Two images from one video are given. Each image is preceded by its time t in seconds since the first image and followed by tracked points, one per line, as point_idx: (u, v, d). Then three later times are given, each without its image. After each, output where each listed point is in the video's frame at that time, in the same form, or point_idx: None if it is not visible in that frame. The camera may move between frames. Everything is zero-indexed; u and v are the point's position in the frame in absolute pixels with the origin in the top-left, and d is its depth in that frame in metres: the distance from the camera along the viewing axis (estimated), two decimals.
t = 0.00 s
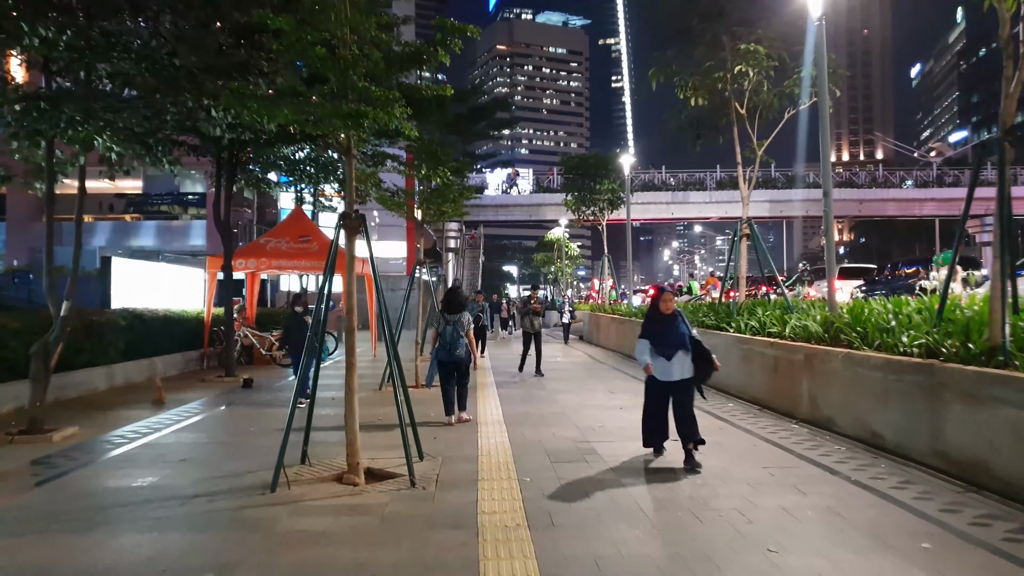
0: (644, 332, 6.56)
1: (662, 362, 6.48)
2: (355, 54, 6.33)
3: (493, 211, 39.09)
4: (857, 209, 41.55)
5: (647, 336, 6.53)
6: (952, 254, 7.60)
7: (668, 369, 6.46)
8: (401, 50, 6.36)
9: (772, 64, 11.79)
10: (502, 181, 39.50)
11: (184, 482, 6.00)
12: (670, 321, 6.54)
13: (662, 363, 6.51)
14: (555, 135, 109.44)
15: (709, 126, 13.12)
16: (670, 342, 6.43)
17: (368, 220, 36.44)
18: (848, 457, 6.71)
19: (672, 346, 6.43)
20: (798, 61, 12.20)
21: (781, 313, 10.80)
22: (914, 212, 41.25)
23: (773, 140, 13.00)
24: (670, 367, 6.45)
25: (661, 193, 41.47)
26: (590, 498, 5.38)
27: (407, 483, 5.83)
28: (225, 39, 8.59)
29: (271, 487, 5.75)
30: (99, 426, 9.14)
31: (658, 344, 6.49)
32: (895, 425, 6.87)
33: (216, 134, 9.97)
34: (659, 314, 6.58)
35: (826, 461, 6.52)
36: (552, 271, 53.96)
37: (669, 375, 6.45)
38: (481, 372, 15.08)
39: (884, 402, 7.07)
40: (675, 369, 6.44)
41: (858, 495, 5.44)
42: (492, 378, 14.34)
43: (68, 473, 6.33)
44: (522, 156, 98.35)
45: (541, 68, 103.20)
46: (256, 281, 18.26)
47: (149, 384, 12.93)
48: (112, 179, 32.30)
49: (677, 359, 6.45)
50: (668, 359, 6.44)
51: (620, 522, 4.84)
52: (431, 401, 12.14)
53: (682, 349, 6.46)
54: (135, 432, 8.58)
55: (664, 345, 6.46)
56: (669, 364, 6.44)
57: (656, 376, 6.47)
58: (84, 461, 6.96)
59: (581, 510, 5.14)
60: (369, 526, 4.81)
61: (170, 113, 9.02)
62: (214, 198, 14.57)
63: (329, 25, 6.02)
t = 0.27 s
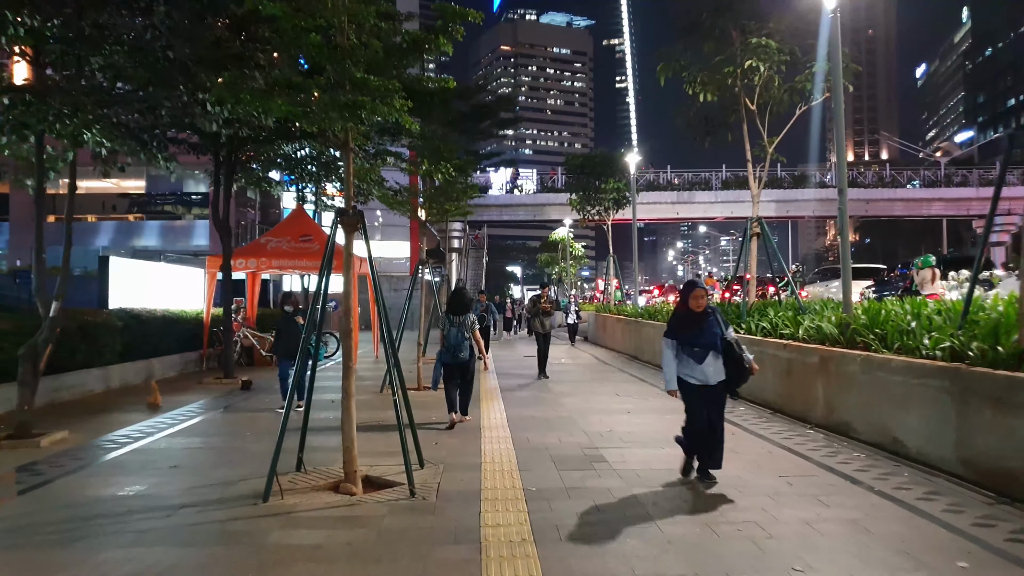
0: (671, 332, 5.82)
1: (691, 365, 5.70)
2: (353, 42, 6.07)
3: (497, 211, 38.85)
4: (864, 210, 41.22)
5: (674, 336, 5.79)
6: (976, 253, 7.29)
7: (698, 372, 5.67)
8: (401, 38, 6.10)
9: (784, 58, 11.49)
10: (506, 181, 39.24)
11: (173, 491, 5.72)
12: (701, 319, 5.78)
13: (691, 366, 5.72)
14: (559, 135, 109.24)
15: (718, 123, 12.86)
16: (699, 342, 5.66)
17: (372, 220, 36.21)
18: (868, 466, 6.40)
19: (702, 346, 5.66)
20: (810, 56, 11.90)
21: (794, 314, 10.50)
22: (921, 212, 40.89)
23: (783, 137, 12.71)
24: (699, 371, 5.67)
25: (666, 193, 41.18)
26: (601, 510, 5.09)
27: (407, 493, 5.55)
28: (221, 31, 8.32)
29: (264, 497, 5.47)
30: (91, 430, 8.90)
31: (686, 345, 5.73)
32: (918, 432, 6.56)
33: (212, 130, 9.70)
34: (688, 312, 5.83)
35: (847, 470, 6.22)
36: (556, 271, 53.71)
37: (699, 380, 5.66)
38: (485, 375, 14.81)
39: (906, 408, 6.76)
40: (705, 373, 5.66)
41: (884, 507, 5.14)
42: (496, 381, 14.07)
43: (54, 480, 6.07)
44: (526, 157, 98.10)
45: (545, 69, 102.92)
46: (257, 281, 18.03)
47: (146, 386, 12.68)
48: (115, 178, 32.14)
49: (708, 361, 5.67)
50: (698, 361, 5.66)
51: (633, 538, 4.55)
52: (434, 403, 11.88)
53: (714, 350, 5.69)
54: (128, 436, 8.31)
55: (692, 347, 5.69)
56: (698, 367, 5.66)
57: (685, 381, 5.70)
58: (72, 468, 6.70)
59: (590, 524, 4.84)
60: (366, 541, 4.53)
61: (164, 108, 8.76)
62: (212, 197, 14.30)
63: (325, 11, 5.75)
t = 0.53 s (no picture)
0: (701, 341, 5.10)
1: (723, 378, 4.97)
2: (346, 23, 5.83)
3: (500, 210, 38.56)
4: (870, 209, 40.86)
5: (703, 345, 5.07)
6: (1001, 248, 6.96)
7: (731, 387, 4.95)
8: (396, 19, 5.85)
9: (795, 50, 11.19)
10: (510, 180, 38.97)
11: (158, 499, 5.42)
12: (733, 324, 5.03)
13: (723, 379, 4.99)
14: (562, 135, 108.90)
15: (727, 117, 12.58)
16: (730, 351, 4.93)
17: (374, 219, 35.92)
18: (890, 472, 6.09)
19: (735, 356, 4.92)
20: (821, 47, 11.60)
21: (806, 313, 10.18)
22: (928, 211, 40.53)
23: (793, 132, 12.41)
24: (733, 386, 4.93)
25: (670, 192, 40.87)
26: (608, 521, 4.79)
27: (404, 501, 5.25)
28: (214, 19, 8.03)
29: (253, 506, 5.17)
30: (81, 434, 8.62)
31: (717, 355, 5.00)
32: (941, 436, 6.24)
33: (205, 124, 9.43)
34: (718, 317, 5.08)
35: (868, 477, 5.90)
36: (560, 271, 53.42)
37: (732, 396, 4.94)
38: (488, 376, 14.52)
39: (928, 410, 6.44)
40: (739, 388, 4.92)
41: (911, 517, 4.82)
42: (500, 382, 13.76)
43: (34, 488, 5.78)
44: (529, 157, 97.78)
45: (549, 68, 102.61)
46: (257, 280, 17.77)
47: (141, 387, 12.41)
48: (117, 178, 31.90)
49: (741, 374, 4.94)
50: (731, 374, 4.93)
51: (644, 551, 4.25)
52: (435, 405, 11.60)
53: (748, 361, 4.95)
54: (117, 440, 8.02)
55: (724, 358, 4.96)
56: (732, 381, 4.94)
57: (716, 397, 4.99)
58: (55, 474, 6.42)
59: (597, 536, 4.54)
60: (358, 555, 4.23)
61: (155, 99, 8.47)
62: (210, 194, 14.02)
63: None
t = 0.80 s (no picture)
0: (738, 339, 4.59)
1: (765, 381, 4.48)
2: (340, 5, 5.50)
3: (504, 209, 38.31)
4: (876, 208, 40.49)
5: (742, 344, 4.55)
6: None
7: (776, 391, 4.45)
8: None
9: (807, 42, 10.86)
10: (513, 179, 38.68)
11: (141, 509, 5.12)
12: (776, 319, 4.52)
13: (766, 384, 4.49)
14: (566, 134, 108.55)
15: (736, 112, 12.24)
16: (774, 350, 4.43)
17: (376, 218, 35.62)
18: (914, 481, 5.77)
19: (781, 355, 4.43)
20: (834, 41, 11.27)
21: (820, 314, 9.87)
22: (935, 210, 40.17)
23: (805, 127, 12.07)
24: (779, 389, 4.44)
25: (675, 190, 40.50)
26: (619, 537, 4.49)
27: (402, 514, 4.93)
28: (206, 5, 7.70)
29: (241, 518, 4.86)
30: (71, 437, 8.34)
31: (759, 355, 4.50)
32: (969, 443, 5.92)
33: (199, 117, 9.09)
34: (758, 310, 4.56)
35: (892, 487, 5.59)
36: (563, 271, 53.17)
37: (778, 401, 4.45)
38: (491, 378, 14.23)
39: (955, 417, 6.11)
40: (787, 392, 4.42)
41: (944, 533, 4.50)
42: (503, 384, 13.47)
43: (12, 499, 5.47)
44: (532, 156, 97.57)
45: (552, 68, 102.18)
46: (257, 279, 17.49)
47: (136, 388, 12.14)
48: (119, 177, 31.71)
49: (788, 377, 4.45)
50: (776, 375, 4.45)
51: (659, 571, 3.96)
52: (438, 407, 11.32)
53: (796, 359, 4.46)
54: (106, 444, 7.73)
55: (768, 359, 4.45)
56: (776, 384, 4.44)
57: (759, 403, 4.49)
58: (40, 479, 6.15)
59: (608, 554, 4.23)
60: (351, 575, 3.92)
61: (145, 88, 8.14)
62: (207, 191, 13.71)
63: None
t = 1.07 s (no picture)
0: (797, 350, 3.87)
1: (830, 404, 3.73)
2: None
3: (507, 208, 38.03)
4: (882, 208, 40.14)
5: (803, 356, 3.83)
6: None
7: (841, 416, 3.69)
8: None
9: (822, 34, 10.54)
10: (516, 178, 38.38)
11: (126, 520, 4.83)
12: (844, 329, 3.79)
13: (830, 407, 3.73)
14: (569, 134, 108.22)
15: (747, 107, 11.93)
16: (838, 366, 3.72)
17: (378, 216, 35.31)
18: (944, 491, 5.46)
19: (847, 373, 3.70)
20: (849, 33, 10.95)
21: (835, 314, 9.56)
22: (942, 209, 39.81)
23: (818, 123, 11.75)
24: (845, 414, 3.69)
25: (679, 190, 40.15)
26: (636, 552, 4.19)
27: (402, 526, 4.62)
28: None
29: (231, 530, 4.56)
30: (60, 440, 8.05)
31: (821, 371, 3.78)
32: (1001, 450, 5.61)
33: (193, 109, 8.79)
34: (822, 317, 3.83)
35: (922, 497, 5.27)
36: (566, 270, 52.90)
37: (844, 428, 3.68)
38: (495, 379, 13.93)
39: (986, 423, 5.79)
40: (855, 418, 3.66)
41: (984, 548, 4.20)
42: (507, 385, 13.18)
43: None
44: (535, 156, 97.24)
45: (555, 68, 101.80)
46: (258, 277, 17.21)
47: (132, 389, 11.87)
48: (120, 176, 31.52)
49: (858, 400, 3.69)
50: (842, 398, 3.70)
51: None
52: (441, 408, 11.03)
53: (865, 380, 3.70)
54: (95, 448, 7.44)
55: (833, 376, 3.73)
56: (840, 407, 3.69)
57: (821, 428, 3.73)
58: (24, 486, 5.87)
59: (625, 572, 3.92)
60: None
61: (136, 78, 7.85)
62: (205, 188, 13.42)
63: None
